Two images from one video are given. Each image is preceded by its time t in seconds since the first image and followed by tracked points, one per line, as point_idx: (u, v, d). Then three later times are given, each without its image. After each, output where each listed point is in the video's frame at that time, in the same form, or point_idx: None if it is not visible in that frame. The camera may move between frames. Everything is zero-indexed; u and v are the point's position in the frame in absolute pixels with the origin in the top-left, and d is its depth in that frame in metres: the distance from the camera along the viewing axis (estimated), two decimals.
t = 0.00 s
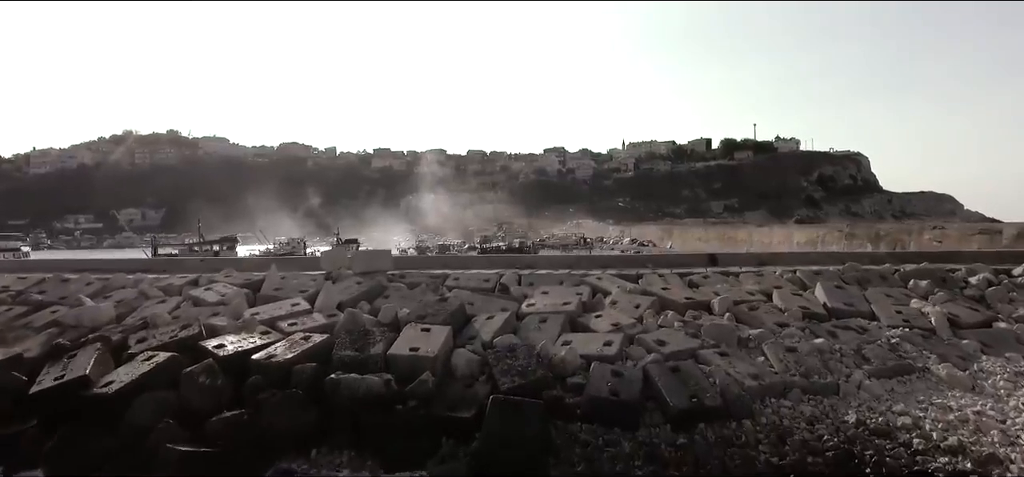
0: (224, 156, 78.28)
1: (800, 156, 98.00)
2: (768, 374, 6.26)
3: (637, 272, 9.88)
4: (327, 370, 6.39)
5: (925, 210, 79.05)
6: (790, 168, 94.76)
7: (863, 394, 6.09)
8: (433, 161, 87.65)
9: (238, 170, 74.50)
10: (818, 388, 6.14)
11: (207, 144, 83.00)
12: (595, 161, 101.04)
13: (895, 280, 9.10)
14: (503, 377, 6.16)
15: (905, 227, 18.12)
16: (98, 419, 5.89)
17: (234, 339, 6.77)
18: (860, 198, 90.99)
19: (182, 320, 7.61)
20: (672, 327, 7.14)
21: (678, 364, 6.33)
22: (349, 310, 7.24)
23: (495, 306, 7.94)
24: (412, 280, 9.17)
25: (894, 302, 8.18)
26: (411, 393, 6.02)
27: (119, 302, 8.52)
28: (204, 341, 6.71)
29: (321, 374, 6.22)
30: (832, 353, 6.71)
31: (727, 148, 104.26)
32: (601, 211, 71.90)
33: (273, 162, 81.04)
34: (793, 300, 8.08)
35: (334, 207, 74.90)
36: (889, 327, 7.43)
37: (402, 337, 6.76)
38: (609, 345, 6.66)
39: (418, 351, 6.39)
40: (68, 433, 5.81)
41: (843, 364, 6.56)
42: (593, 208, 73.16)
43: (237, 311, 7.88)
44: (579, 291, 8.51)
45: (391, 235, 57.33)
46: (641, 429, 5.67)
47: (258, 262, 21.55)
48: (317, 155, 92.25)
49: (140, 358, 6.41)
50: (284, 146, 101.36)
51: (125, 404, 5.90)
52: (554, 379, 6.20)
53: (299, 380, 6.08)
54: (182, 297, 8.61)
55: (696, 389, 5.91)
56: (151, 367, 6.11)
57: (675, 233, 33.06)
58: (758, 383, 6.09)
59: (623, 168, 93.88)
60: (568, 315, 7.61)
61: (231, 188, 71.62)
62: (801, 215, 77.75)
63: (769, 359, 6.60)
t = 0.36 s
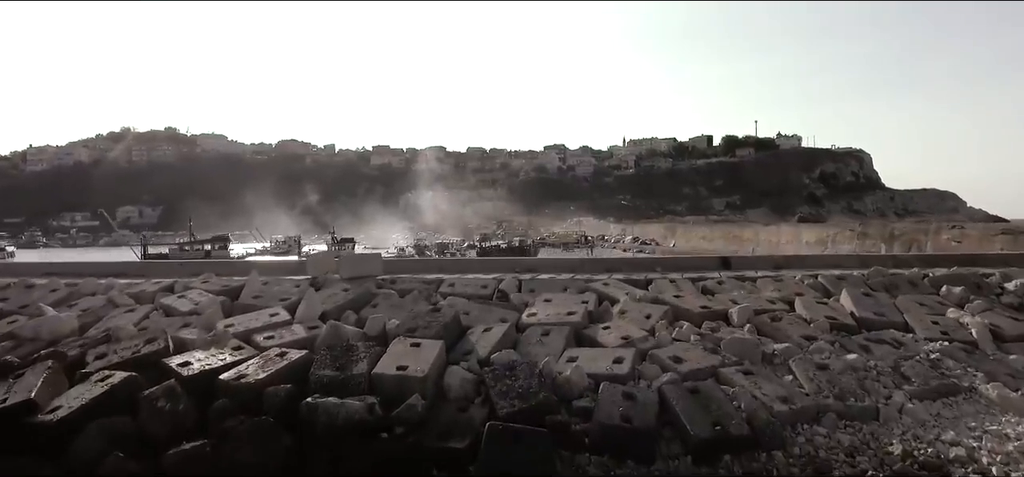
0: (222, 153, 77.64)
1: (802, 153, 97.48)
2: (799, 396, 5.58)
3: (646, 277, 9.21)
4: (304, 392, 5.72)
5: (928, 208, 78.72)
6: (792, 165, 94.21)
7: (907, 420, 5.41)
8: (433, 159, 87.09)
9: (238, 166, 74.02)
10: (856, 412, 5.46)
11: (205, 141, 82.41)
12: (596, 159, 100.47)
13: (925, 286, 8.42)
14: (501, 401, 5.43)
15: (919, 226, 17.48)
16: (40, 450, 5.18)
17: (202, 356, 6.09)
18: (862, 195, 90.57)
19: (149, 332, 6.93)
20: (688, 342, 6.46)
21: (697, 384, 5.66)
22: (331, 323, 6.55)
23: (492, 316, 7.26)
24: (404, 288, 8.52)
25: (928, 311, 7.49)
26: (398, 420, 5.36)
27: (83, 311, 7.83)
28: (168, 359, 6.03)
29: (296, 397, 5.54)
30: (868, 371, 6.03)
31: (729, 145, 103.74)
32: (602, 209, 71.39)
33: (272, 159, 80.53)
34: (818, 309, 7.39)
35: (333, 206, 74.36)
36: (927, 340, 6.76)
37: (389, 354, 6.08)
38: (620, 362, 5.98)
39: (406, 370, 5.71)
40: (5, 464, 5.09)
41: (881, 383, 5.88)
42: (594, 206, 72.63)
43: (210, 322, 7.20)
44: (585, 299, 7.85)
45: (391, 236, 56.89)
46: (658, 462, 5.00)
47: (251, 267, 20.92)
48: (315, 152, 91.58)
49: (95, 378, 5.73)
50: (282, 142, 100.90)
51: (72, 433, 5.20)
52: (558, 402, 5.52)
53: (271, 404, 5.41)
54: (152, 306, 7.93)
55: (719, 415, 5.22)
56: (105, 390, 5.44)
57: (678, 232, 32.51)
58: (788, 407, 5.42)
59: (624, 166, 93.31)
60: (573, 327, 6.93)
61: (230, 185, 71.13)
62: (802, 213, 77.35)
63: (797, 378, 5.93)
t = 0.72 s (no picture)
0: (221, 151, 77.27)
1: (804, 149, 96.98)
2: (839, 426, 4.89)
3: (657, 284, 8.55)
4: (276, 422, 5.04)
5: (930, 206, 78.28)
6: (794, 162, 93.41)
7: (965, 454, 4.72)
8: (432, 156, 86.60)
9: (236, 164, 73.73)
10: (904, 446, 4.77)
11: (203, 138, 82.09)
12: (596, 157, 100.02)
13: (961, 294, 7.75)
14: (499, 432, 4.73)
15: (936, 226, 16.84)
16: None
17: (162, 378, 5.40)
18: (865, 192, 90.15)
19: (109, 347, 6.24)
20: (709, 360, 5.78)
21: (722, 412, 4.98)
22: (310, 339, 5.87)
23: (491, 329, 6.59)
24: (395, 296, 7.85)
25: (970, 323, 6.79)
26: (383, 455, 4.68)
27: (41, 323, 7.14)
28: (123, 382, 5.35)
29: (265, 428, 4.86)
30: (911, 396, 5.35)
31: (730, 142, 103.24)
32: (603, 206, 70.96)
33: (271, 155, 80.19)
34: (849, 321, 6.72)
35: (332, 202, 73.86)
36: (974, 357, 6.08)
37: (374, 375, 5.40)
38: (633, 385, 5.29)
39: (392, 394, 5.04)
40: None
41: (927, 409, 5.20)
42: (594, 202, 72.16)
43: (178, 335, 6.51)
44: (592, 309, 7.18)
45: (390, 236, 56.51)
46: None
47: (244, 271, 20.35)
48: (314, 150, 91.17)
49: (39, 402, 5.04)
50: (282, 139, 100.51)
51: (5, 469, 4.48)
52: (565, 433, 4.82)
53: (236, 437, 4.73)
54: (119, 317, 7.25)
55: (749, 449, 4.52)
56: (47, 418, 4.74)
57: (682, 230, 31.86)
58: (827, 439, 4.73)
59: (625, 164, 92.87)
60: (579, 343, 6.26)
61: (229, 182, 70.75)
62: (804, 210, 76.93)
63: (834, 404, 5.24)
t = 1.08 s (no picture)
0: (218, 144, 76.61)
1: (807, 143, 96.24)
2: (891, 463, 4.21)
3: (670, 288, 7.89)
4: (239, 457, 4.36)
5: (933, 200, 77.70)
6: (796, 155, 92.53)
7: None
8: (431, 151, 85.94)
9: (234, 158, 73.11)
10: None
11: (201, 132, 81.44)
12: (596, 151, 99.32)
13: (1004, 301, 7.08)
14: (497, 472, 4.05)
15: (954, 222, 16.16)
16: None
17: (113, 404, 4.73)
18: (867, 186, 89.47)
19: (59, 363, 5.55)
20: (735, 382, 5.09)
21: (755, 446, 4.29)
22: (283, 358, 5.19)
23: (488, 343, 5.91)
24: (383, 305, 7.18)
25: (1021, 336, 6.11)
26: None
27: None
28: (66, 409, 4.68)
29: (225, 465, 4.19)
30: (968, 424, 4.67)
31: (732, 136, 102.50)
32: (603, 199, 70.33)
33: (269, 148, 79.67)
34: (887, 333, 6.04)
35: (330, 197, 73.26)
36: None
37: (353, 401, 4.71)
38: (651, 414, 4.60)
39: (373, 426, 4.35)
40: None
41: (989, 440, 4.52)
42: (595, 196, 71.49)
43: (138, 350, 5.81)
44: (600, 318, 6.51)
45: (388, 231, 56.00)
46: None
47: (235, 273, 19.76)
48: (313, 144, 90.52)
49: None
50: (280, 134, 99.84)
51: None
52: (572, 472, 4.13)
53: None
54: (78, 328, 6.56)
55: None
56: None
57: (685, 225, 31.13)
58: None
59: (625, 158, 92.19)
60: (587, 360, 5.57)
61: (226, 177, 70.17)
62: (807, 204, 76.30)
63: (882, 434, 4.56)
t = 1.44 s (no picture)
0: (215, 134, 75.84)
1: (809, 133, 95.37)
2: None
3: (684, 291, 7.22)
4: None
5: (936, 191, 76.97)
6: (798, 146, 91.64)
7: None
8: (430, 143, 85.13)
9: (232, 148, 72.37)
10: None
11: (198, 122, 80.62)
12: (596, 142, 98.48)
13: None
14: None
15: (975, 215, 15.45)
16: None
17: (46, 439, 4.08)
18: (870, 177, 88.67)
19: None
20: (769, 409, 4.43)
21: None
22: (249, 381, 4.52)
23: (486, 359, 5.24)
24: (370, 312, 6.50)
25: None
26: None
27: None
28: None
29: None
30: None
31: (734, 126, 101.66)
32: (603, 190, 69.61)
33: (267, 139, 78.85)
34: (934, 347, 5.39)
35: (327, 188, 72.95)
36: None
37: (326, 434, 4.03)
38: (674, 450, 3.93)
39: (347, 466, 3.68)
40: None
41: None
42: (595, 187, 70.77)
43: (89, 367, 5.14)
44: (610, 329, 5.83)
45: (386, 223, 55.33)
46: None
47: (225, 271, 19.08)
48: (311, 134, 89.72)
49: None
50: (278, 124, 98.86)
51: None
52: None
53: None
54: (28, 339, 5.89)
55: None
56: None
57: (689, 218, 30.46)
58: None
59: (626, 149, 91.39)
60: (598, 380, 4.91)
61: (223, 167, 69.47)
62: (809, 196, 75.58)
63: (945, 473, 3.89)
